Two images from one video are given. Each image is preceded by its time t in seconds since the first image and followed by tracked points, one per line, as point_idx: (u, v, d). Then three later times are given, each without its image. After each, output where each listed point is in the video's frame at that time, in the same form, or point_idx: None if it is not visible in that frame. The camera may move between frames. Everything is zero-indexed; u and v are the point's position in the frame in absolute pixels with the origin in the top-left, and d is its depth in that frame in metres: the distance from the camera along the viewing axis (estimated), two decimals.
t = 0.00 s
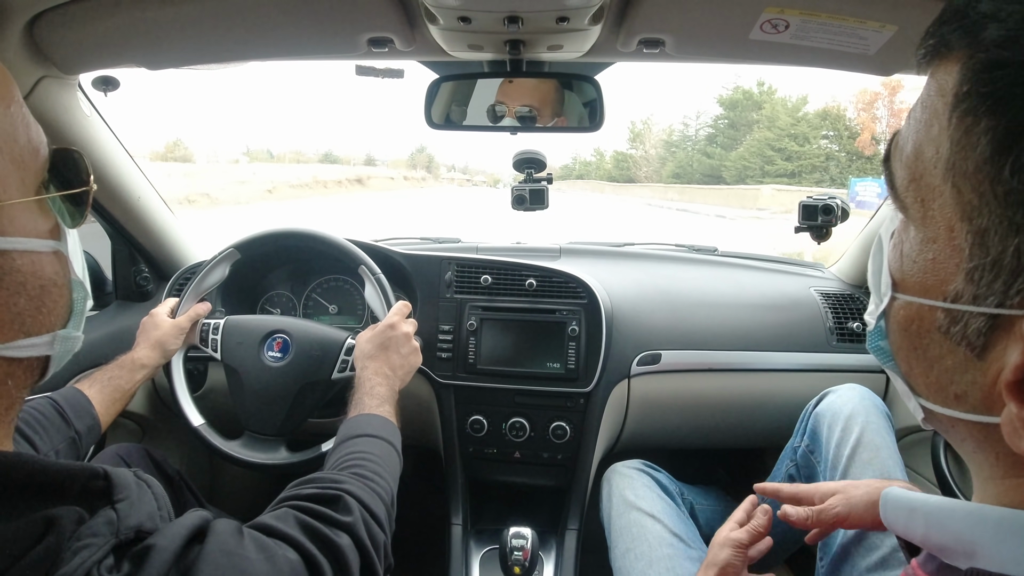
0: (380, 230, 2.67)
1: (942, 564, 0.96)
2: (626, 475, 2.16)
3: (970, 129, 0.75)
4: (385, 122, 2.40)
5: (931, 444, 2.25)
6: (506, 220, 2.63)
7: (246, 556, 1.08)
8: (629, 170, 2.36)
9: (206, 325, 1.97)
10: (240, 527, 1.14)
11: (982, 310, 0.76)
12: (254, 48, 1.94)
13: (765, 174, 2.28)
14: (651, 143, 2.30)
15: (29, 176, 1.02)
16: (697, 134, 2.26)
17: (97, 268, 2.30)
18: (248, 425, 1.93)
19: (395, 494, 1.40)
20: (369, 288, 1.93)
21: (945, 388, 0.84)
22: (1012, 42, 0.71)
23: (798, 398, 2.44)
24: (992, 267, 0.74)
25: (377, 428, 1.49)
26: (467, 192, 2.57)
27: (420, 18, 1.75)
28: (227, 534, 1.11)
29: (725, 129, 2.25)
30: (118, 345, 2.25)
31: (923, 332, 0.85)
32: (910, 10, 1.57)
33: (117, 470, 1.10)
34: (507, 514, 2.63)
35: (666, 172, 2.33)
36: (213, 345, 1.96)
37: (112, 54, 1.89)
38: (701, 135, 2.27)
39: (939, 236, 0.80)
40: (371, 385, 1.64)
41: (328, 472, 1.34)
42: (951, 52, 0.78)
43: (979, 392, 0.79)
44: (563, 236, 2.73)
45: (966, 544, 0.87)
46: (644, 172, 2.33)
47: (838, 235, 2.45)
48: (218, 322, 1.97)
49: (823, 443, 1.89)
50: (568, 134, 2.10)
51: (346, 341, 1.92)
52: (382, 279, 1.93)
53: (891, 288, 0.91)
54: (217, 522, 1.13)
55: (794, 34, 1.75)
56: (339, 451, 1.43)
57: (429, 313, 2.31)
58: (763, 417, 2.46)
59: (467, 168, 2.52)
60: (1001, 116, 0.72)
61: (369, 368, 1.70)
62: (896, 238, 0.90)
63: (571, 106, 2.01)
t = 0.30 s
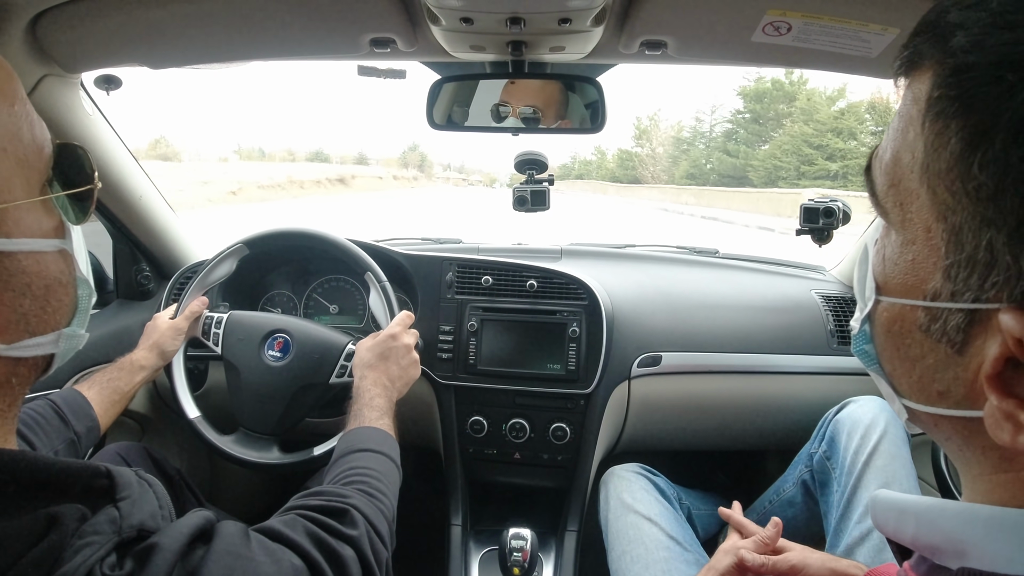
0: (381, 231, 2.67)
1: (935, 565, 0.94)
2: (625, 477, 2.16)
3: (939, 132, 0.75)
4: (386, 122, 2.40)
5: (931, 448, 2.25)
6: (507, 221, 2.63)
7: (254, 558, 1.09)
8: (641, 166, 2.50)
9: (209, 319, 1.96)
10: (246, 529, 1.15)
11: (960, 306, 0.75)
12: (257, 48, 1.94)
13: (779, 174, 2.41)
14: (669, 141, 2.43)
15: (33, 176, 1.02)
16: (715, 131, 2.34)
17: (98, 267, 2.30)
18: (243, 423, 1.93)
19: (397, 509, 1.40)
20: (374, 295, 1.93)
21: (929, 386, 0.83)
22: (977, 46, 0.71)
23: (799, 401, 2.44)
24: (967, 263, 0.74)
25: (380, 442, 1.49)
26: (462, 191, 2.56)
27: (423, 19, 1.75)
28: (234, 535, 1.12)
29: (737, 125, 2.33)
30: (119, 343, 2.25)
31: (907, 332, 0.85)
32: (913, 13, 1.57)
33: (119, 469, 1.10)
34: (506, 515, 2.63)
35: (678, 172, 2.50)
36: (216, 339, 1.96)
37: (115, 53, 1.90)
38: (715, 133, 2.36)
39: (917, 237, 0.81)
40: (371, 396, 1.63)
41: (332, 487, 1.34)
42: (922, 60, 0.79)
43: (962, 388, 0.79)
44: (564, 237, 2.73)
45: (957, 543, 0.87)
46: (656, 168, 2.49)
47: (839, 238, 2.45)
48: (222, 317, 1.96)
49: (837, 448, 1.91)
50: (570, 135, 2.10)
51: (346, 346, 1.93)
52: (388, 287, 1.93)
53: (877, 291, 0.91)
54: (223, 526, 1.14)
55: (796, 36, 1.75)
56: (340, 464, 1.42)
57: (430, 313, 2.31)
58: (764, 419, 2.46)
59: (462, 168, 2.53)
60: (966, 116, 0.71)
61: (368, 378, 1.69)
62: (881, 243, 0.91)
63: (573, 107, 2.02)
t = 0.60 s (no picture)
0: (383, 231, 2.67)
1: (941, 566, 0.95)
2: (626, 478, 2.16)
3: (969, 124, 0.76)
4: (387, 122, 2.39)
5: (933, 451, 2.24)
6: (510, 222, 2.63)
7: (261, 559, 1.09)
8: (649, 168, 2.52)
9: (212, 317, 1.95)
10: (253, 529, 1.14)
11: (982, 298, 0.77)
12: (259, 48, 1.95)
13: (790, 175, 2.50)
14: (687, 145, 2.52)
15: (52, 179, 1.02)
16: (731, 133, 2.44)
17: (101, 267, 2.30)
18: (241, 420, 1.93)
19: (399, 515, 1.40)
20: (379, 299, 1.92)
21: (947, 377, 0.85)
22: (1010, 41, 0.71)
23: (801, 403, 2.43)
24: (991, 256, 0.75)
25: (382, 448, 1.48)
26: (455, 190, 2.59)
27: (426, 19, 1.75)
28: (241, 535, 1.11)
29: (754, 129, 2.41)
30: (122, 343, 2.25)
31: (926, 322, 0.86)
32: (916, 14, 1.57)
33: (124, 467, 1.10)
34: (507, 516, 2.63)
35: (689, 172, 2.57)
36: (219, 337, 1.95)
37: (117, 52, 1.90)
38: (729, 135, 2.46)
39: (941, 228, 0.81)
40: (371, 400, 1.62)
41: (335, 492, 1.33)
42: (953, 52, 0.79)
43: (979, 378, 0.80)
44: (566, 239, 2.73)
45: (966, 542, 0.88)
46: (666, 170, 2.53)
47: (842, 240, 2.45)
48: (225, 314, 1.96)
49: (863, 458, 1.91)
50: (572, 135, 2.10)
51: (348, 349, 1.93)
52: (392, 291, 1.92)
53: (898, 279, 0.91)
54: (230, 524, 1.14)
55: (799, 38, 1.75)
56: (341, 470, 1.42)
57: (432, 314, 2.31)
58: (765, 420, 2.46)
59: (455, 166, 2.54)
60: (997, 111, 0.72)
61: (368, 383, 1.68)
62: (904, 232, 0.91)
63: (576, 108, 2.02)
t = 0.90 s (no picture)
0: (385, 233, 2.67)
1: (944, 564, 0.94)
2: (626, 481, 2.16)
3: (989, 112, 0.77)
4: (390, 126, 2.39)
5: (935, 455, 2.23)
6: (513, 224, 2.63)
7: (263, 563, 1.09)
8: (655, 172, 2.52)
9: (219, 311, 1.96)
10: (257, 533, 1.14)
11: (998, 277, 0.78)
12: (263, 49, 1.95)
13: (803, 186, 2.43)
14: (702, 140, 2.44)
15: (65, 182, 1.03)
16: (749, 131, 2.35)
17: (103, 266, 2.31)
18: (240, 418, 1.93)
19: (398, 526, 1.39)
20: (382, 305, 1.92)
21: (961, 360, 0.85)
22: None
23: (803, 406, 2.43)
24: (1009, 234, 0.76)
25: (382, 459, 1.48)
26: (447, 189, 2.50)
27: (429, 21, 1.75)
28: (245, 538, 1.12)
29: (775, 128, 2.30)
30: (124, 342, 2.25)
31: (943, 307, 0.87)
32: (919, 17, 1.57)
33: (127, 468, 1.09)
34: (508, 517, 2.63)
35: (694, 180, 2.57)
36: (222, 333, 1.95)
37: (119, 53, 1.90)
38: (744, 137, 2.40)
39: (959, 214, 0.83)
40: (370, 410, 1.62)
41: (335, 502, 1.33)
42: (973, 50, 0.81)
43: (993, 359, 0.81)
44: (568, 241, 2.73)
45: (970, 536, 0.88)
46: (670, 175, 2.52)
47: (844, 242, 2.44)
48: (229, 310, 1.96)
49: (867, 462, 1.91)
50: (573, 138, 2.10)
51: (349, 354, 1.92)
52: (396, 299, 1.92)
53: (913, 269, 0.93)
54: (234, 527, 1.14)
55: (802, 40, 1.75)
56: (342, 479, 1.42)
57: (434, 315, 2.31)
58: (767, 423, 2.45)
59: (448, 164, 2.42)
60: (1017, 96, 0.74)
61: (366, 392, 1.68)
62: (920, 224, 0.92)
63: (578, 110, 2.02)
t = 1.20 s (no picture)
0: (386, 234, 2.67)
1: (950, 567, 0.93)
2: (627, 483, 2.16)
3: None
4: (392, 128, 2.38)
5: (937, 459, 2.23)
6: (514, 226, 2.63)
7: (263, 563, 1.09)
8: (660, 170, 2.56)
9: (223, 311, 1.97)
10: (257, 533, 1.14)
11: None
12: (265, 50, 1.95)
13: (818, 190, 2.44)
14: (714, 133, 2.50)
15: (57, 179, 1.03)
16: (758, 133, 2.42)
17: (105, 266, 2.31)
18: (239, 418, 1.94)
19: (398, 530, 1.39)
20: (384, 309, 1.92)
21: (989, 372, 0.84)
22: None
23: (805, 408, 2.43)
24: None
25: (383, 463, 1.48)
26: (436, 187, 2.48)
27: (431, 22, 1.76)
28: (244, 538, 1.11)
29: (799, 121, 2.31)
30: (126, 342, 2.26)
31: (969, 317, 0.84)
32: (921, 20, 1.57)
33: (127, 469, 1.10)
34: (509, 519, 2.62)
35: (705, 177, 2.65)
36: (224, 332, 1.96)
37: (122, 54, 1.91)
38: (762, 133, 2.43)
39: (991, 219, 0.80)
40: (370, 414, 1.62)
41: (332, 505, 1.33)
42: (1008, 47, 0.79)
43: None
44: (570, 242, 2.73)
45: (981, 540, 0.88)
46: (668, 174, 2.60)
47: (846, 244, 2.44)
48: (231, 310, 1.97)
49: (869, 465, 1.91)
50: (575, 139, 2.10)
51: (351, 356, 1.92)
52: (399, 303, 1.92)
53: (934, 276, 0.90)
54: (234, 528, 1.14)
55: (804, 42, 1.75)
56: (341, 482, 1.42)
57: (435, 316, 2.31)
58: (768, 426, 2.45)
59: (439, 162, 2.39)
60: None
61: (366, 396, 1.67)
62: (940, 226, 0.90)
63: (579, 111, 2.03)
